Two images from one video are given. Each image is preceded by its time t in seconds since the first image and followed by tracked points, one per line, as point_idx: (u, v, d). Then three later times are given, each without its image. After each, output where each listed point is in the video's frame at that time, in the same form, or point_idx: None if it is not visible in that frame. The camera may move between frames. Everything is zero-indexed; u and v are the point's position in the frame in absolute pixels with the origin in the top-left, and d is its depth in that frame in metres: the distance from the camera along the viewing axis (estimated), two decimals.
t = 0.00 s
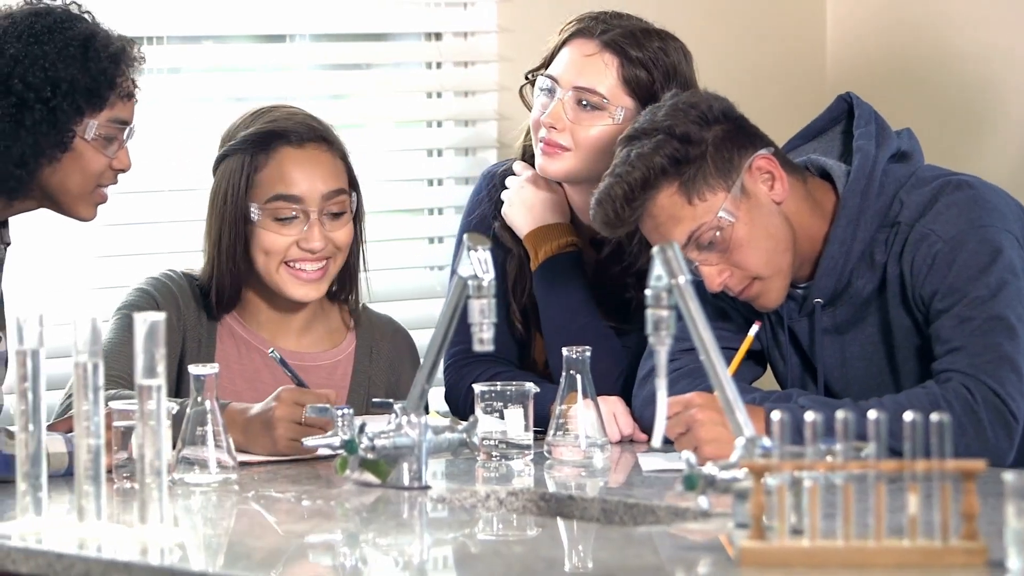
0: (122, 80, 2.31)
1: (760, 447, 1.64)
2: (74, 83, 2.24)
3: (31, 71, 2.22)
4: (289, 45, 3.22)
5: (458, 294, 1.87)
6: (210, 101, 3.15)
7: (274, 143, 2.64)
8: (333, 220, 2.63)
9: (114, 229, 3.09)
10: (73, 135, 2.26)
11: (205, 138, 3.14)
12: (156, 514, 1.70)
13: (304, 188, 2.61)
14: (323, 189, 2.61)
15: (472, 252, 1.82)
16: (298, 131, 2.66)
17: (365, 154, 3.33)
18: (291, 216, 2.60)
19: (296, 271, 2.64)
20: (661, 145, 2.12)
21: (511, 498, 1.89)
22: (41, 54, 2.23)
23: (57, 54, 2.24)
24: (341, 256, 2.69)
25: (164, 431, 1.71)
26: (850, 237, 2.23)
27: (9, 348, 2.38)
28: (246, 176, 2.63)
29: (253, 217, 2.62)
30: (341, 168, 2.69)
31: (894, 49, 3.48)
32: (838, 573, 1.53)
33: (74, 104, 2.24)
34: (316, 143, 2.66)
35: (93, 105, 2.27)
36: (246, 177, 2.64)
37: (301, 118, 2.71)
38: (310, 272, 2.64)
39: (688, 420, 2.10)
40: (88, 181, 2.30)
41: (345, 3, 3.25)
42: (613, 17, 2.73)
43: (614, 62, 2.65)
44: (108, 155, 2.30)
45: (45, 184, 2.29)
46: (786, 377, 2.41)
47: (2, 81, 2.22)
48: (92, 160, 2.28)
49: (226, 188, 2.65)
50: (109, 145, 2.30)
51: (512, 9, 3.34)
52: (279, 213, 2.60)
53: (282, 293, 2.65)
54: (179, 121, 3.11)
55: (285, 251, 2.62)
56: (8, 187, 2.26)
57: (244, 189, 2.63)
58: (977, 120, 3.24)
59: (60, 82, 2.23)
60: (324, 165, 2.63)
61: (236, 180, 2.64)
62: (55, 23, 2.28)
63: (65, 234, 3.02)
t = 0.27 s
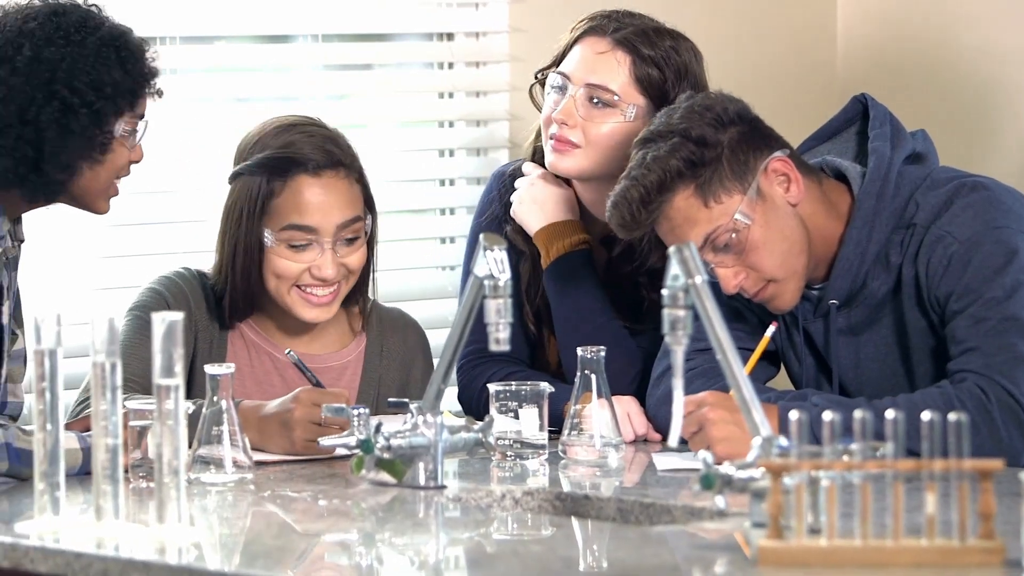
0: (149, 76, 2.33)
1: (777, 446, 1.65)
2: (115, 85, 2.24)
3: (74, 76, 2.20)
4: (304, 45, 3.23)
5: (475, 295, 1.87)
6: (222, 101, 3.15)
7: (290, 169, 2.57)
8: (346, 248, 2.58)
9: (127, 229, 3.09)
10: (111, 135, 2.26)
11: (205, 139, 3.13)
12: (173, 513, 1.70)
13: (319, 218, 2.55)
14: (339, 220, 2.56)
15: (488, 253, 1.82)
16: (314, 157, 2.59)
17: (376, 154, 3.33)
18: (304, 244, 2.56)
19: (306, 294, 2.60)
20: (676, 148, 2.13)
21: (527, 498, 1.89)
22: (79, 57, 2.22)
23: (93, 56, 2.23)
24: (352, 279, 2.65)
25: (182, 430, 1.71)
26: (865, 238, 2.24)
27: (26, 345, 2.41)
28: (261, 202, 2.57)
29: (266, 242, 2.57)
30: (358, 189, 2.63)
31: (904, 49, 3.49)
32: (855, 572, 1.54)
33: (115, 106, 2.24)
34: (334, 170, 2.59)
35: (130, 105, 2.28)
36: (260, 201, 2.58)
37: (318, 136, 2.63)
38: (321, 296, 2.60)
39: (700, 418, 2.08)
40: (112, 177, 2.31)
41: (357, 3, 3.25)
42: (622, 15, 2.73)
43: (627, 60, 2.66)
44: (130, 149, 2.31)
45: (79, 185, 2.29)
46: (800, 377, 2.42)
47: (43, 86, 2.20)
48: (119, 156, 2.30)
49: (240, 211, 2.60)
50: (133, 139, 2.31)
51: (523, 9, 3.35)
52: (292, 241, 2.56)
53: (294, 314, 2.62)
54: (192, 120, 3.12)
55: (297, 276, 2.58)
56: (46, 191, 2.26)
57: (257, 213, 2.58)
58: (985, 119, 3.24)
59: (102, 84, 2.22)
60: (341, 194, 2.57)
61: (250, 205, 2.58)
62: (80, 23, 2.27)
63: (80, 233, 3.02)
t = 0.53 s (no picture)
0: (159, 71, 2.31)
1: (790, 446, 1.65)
2: (123, 86, 2.23)
3: (80, 80, 2.20)
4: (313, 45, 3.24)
5: (488, 297, 1.87)
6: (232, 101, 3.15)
7: (301, 193, 2.54)
8: (352, 268, 2.57)
9: (137, 229, 3.10)
10: (122, 135, 2.26)
11: (214, 138, 3.15)
12: (189, 513, 1.70)
13: (325, 242, 2.53)
14: (345, 243, 2.54)
15: (502, 253, 1.82)
16: (328, 180, 2.55)
17: (386, 154, 3.34)
18: (309, 264, 2.55)
19: (313, 308, 2.59)
20: (688, 152, 2.13)
21: (541, 498, 1.90)
22: (85, 59, 2.21)
23: (100, 58, 2.22)
24: (360, 297, 2.63)
25: (197, 429, 1.71)
26: (877, 239, 2.24)
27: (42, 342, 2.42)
28: (269, 222, 2.56)
29: (273, 259, 2.57)
30: (371, 210, 2.61)
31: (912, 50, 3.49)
32: (871, 572, 1.54)
33: (123, 107, 2.24)
34: (346, 196, 2.56)
35: (139, 103, 2.27)
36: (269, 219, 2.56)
37: (334, 154, 2.60)
38: (327, 313, 2.59)
39: (713, 418, 2.07)
40: (127, 174, 2.30)
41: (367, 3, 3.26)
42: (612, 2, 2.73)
43: (631, 48, 2.67)
44: (145, 146, 2.30)
45: (92, 186, 2.29)
46: (813, 378, 2.42)
47: (49, 91, 2.20)
48: (134, 155, 2.29)
49: (250, 224, 2.59)
50: (146, 135, 2.30)
51: (533, 10, 3.35)
52: (298, 260, 2.54)
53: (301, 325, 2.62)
54: (202, 120, 3.13)
55: (304, 293, 2.57)
56: (60, 195, 2.26)
57: (267, 228, 2.56)
58: (992, 119, 3.24)
59: (110, 87, 2.22)
60: (350, 218, 2.55)
61: (258, 222, 2.57)
62: (86, 25, 2.25)
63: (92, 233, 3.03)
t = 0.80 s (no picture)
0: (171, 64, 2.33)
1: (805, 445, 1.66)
2: (135, 80, 2.24)
3: (94, 75, 2.21)
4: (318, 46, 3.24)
5: (502, 295, 1.87)
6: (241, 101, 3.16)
7: (310, 194, 2.55)
8: (363, 270, 2.57)
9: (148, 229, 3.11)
10: (138, 130, 2.27)
11: (216, 138, 3.15)
12: (204, 513, 1.71)
13: (335, 243, 2.54)
14: (354, 246, 2.54)
15: (515, 253, 1.83)
16: (340, 184, 2.55)
17: (396, 154, 3.35)
18: (319, 266, 2.55)
19: (324, 310, 2.60)
20: (704, 148, 2.14)
21: (554, 497, 1.90)
22: (98, 55, 2.22)
23: (112, 53, 2.23)
24: (371, 299, 2.63)
25: (212, 429, 1.71)
26: (889, 238, 2.25)
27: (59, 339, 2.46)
28: (280, 225, 2.57)
29: (285, 260, 2.57)
30: (382, 212, 2.61)
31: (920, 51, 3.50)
32: (886, 572, 1.54)
33: (138, 100, 2.25)
34: (355, 198, 2.56)
35: (153, 96, 2.28)
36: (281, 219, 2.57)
37: (346, 157, 2.60)
38: (338, 314, 2.60)
39: (726, 419, 2.07)
40: (147, 169, 2.32)
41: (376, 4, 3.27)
42: (584, 9, 2.73)
43: (612, 55, 2.68)
44: (162, 140, 2.31)
45: (107, 182, 2.29)
46: (824, 377, 2.43)
47: (63, 88, 2.20)
48: (151, 148, 2.30)
49: (262, 227, 2.60)
50: (163, 129, 2.31)
51: (542, 10, 3.37)
52: (309, 262, 2.55)
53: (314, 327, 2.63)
54: (211, 120, 3.14)
55: (315, 295, 2.57)
56: (75, 192, 2.25)
57: (279, 228, 2.58)
58: (1002, 118, 3.26)
59: (123, 81, 2.23)
60: (358, 221, 2.55)
61: (272, 225, 2.58)
62: (96, 21, 2.25)
63: (107, 231, 3.03)
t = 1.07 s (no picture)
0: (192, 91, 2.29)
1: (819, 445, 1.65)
2: (145, 98, 2.22)
3: (105, 86, 2.20)
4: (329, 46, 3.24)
5: (515, 294, 1.87)
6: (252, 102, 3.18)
7: (329, 186, 2.58)
8: (383, 260, 2.59)
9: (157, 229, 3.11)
10: (143, 147, 2.26)
11: (215, 140, 3.15)
12: (218, 512, 1.71)
13: (356, 234, 2.57)
14: (375, 236, 2.57)
15: (528, 253, 1.82)
16: (355, 172, 2.59)
17: (404, 155, 3.35)
18: (341, 257, 2.57)
19: (344, 303, 2.62)
20: (715, 151, 2.14)
21: (567, 497, 1.91)
22: (113, 67, 2.21)
23: (129, 67, 2.21)
24: (389, 289, 2.66)
25: (227, 428, 1.72)
26: (900, 237, 2.26)
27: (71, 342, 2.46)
28: (300, 218, 2.59)
29: (305, 254, 2.59)
30: (399, 202, 2.64)
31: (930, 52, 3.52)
32: (900, 571, 1.54)
33: (146, 119, 2.23)
34: (373, 186, 2.59)
35: (163, 118, 2.25)
36: (299, 214, 2.59)
37: (359, 148, 2.63)
38: (359, 307, 2.62)
39: (736, 421, 2.07)
40: (151, 185, 2.31)
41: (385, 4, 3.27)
42: (587, 21, 2.72)
43: (621, 68, 2.67)
44: (174, 159, 2.31)
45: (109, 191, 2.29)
46: (835, 376, 2.44)
47: (74, 93, 2.20)
48: (160, 165, 2.30)
49: (280, 223, 2.61)
50: (175, 151, 2.30)
51: (551, 11, 3.38)
52: (331, 254, 2.57)
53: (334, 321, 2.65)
54: (220, 120, 3.15)
55: (336, 288, 2.60)
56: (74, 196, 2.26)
57: (297, 224, 2.59)
58: (1011, 120, 3.27)
59: (132, 99, 2.21)
60: (379, 209, 2.58)
61: (288, 220, 2.59)
62: (127, 31, 2.24)
63: (113, 236, 3.05)
